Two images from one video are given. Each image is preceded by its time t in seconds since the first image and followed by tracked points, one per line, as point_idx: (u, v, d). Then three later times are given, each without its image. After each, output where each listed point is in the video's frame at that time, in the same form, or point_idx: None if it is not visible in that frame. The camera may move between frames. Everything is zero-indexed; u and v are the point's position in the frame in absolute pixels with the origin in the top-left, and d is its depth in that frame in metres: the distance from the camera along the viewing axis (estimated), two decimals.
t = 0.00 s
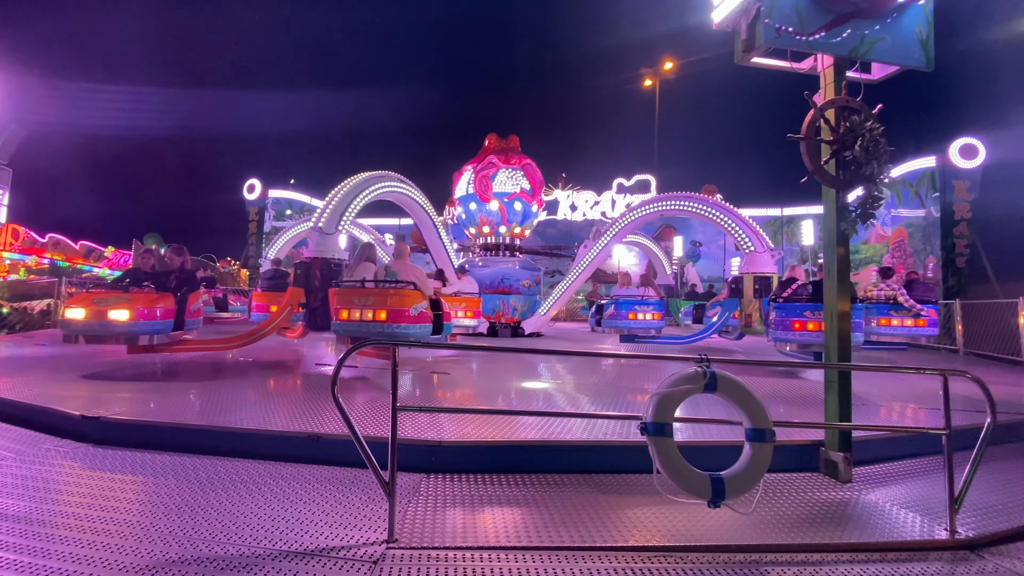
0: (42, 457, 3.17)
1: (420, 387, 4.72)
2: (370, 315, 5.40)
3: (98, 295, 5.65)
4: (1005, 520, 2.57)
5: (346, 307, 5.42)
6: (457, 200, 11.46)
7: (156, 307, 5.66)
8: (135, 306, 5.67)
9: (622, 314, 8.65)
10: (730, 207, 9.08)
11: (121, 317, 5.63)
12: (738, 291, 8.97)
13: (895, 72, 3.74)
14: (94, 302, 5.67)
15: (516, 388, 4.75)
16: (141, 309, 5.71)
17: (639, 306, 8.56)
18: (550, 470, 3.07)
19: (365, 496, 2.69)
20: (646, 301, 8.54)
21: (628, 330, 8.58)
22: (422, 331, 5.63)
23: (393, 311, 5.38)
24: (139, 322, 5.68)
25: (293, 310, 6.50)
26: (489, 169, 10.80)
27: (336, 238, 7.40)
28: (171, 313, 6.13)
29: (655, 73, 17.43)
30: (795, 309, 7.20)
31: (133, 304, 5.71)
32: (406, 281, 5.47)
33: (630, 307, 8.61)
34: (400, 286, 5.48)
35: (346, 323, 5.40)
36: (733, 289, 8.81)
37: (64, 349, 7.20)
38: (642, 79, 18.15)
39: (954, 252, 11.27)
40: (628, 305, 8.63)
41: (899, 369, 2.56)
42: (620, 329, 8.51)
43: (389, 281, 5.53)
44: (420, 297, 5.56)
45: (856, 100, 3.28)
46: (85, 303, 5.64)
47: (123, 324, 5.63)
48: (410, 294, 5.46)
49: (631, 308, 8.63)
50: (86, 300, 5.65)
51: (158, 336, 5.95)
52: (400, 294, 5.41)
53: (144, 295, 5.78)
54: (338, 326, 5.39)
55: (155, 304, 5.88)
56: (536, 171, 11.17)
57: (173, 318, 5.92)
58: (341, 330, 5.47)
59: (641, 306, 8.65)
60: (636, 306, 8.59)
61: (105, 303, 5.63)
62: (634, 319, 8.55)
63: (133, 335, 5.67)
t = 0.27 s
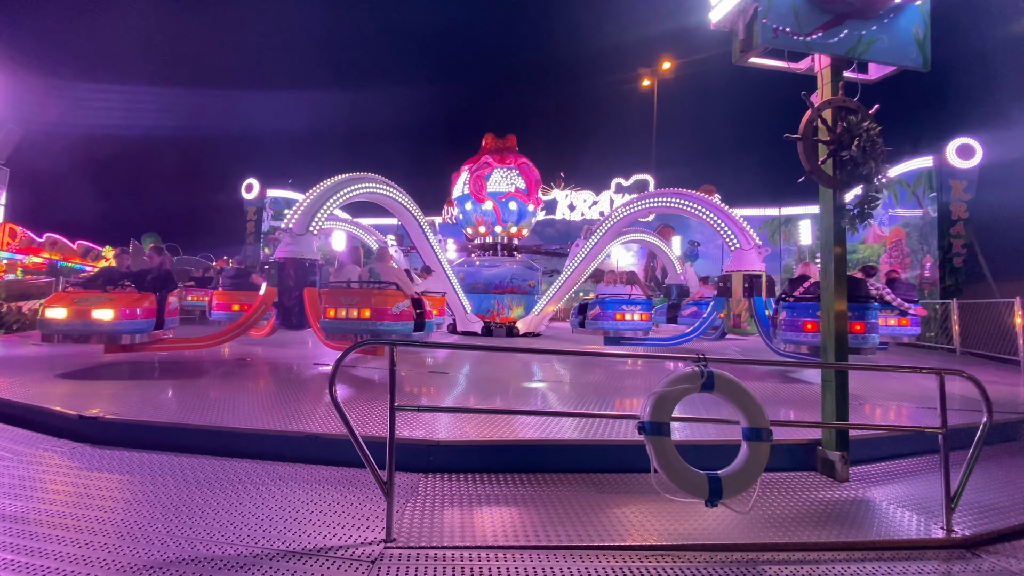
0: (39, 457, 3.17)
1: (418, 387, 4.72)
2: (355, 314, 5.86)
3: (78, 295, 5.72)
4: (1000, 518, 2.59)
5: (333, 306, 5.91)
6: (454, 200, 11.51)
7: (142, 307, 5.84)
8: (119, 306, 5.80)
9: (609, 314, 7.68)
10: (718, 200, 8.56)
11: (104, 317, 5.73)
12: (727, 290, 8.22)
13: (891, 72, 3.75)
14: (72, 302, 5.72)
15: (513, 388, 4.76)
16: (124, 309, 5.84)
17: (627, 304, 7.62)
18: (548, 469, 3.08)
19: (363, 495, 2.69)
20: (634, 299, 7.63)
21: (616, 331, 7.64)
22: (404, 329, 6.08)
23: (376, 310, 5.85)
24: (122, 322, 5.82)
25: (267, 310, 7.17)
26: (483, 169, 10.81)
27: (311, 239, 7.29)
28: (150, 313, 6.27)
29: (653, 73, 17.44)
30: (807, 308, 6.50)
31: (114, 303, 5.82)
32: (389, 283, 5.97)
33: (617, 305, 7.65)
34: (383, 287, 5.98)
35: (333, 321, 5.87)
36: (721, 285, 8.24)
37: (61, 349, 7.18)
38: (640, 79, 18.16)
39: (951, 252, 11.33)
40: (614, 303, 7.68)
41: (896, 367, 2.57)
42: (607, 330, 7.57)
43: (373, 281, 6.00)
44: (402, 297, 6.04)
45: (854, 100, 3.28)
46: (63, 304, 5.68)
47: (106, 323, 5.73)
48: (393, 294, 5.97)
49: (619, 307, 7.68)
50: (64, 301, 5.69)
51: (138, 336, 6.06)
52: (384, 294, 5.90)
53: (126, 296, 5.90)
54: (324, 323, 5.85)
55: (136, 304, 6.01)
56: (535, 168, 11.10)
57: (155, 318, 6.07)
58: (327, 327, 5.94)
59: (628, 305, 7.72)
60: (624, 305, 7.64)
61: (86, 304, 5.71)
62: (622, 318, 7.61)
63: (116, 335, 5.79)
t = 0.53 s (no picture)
0: (37, 456, 3.17)
1: (416, 387, 4.70)
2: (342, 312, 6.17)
3: (70, 295, 5.72)
4: (997, 517, 2.59)
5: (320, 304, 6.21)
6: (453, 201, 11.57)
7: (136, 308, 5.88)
8: (112, 306, 5.81)
9: (592, 315, 7.12)
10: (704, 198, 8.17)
11: (96, 317, 5.74)
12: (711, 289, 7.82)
13: (889, 73, 3.76)
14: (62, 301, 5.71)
15: (511, 387, 4.75)
16: (118, 309, 5.86)
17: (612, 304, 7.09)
18: (546, 468, 3.08)
19: (362, 495, 2.69)
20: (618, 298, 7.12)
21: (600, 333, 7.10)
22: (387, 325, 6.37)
23: (361, 308, 6.14)
24: (115, 321, 5.84)
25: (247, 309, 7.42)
26: (480, 169, 10.85)
27: (287, 240, 7.54)
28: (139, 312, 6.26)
29: (652, 73, 17.45)
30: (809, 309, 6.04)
31: (107, 303, 5.83)
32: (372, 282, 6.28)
33: (601, 305, 7.10)
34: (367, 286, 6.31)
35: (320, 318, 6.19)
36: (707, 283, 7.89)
37: (58, 349, 7.16)
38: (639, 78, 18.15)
39: (948, 251, 11.36)
40: (597, 303, 7.14)
41: (893, 367, 2.57)
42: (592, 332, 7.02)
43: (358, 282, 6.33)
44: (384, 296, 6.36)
45: (851, 100, 3.28)
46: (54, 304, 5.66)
47: (99, 323, 5.75)
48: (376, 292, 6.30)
49: (602, 307, 7.13)
50: (54, 300, 5.68)
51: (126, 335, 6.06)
52: (367, 293, 6.20)
53: (118, 295, 5.91)
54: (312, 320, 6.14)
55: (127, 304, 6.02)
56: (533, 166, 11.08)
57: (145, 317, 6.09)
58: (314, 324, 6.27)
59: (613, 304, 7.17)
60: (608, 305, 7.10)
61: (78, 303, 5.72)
62: (606, 319, 7.08)
63: (107, 335, 5.81)
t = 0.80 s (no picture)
0: (36, 456, 3.16)
1: (416, 387, 4.70)
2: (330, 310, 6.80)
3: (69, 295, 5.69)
4: (994, 516, 2.60)
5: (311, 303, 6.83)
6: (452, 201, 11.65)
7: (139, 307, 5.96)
8: (116, 305, 5.87)
9: (573, 315, 6.94)
10: (684, 196, 8.06)
11: (100, 315, 5.78)
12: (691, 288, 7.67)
13: (887, 72, 3.76)
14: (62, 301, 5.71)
15: (510, 386, 4.75)
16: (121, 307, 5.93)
17: (592, 303, 6.93)
18: (546, 468, 3.08)
19: (361, 494, 2.69)
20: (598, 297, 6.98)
21: (582, 333, 6.92)
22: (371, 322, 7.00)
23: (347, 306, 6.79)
24: (119, 320, 5.91)
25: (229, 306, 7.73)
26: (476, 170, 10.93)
27: (266, 240, 7.89)
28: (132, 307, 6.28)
29: (651, 72, 17.45)
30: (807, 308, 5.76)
31: (109, 301, 5.87)
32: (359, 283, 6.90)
33: (581, 304, 6.93)
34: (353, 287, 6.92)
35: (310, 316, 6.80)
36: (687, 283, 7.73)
37: (57, 349, 7.15)
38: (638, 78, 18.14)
39: (946, 251, 11.39)
40: (577, 302, 6.97)
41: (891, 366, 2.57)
42: (573, 333, 6.83)
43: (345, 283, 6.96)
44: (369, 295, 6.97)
45: (850, 99, 3.29)
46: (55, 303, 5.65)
47: (104, 322, 5.81)
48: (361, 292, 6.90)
49: (582, 306, 6.95)
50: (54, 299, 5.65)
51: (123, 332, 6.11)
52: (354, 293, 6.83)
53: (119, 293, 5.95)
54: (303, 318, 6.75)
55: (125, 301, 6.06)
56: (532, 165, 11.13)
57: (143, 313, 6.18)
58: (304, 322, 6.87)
59: (594, 304, 7.01)
60: (588, 304, 6.94)
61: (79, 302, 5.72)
62: (587, 319, 6.91)
63: (110, 333, 5.88)
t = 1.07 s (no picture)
0: (36, 455, 3.17)
1: (415, 386, 4.70)
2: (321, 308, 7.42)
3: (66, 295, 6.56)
4: (993, 515, 2.60)
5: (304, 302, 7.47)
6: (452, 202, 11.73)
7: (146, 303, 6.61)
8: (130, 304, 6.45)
9: (548, 315, 6.81)
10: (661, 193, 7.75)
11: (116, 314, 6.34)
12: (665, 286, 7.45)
13: (886, 71, 3.76)
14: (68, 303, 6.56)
15: (509, 386, 4.75)
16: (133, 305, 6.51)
17: (567, 302, 6.84)
18: (546, 467, 3.08)
19: (361, 494, 2.69)
20: (573, 297, 6.92)
21: (557, 334, 6.80)
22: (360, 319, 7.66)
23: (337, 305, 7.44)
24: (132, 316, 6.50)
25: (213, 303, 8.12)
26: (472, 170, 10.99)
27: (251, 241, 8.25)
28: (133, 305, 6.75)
29: (651, 71, 17.44)
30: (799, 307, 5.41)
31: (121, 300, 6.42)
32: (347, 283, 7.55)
33: (556, 304, 6.83)
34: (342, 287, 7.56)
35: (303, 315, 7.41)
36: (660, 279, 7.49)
37: (58, 348, 7.16)
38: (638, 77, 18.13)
39: (946, 250, 11.34)
40: (551, 302, 6.84)
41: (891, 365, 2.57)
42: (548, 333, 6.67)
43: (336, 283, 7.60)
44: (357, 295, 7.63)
45: (849, 98, 3.28)
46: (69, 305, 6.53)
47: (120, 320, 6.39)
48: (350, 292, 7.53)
49: (557, 306, 6.85)
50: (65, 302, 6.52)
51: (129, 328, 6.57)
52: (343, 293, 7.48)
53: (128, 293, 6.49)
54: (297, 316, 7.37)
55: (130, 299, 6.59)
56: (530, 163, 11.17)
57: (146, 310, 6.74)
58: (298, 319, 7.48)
59: (569, 303, 6.91)
60: (562, 303, 6.83)
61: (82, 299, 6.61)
62: (562, 319, 6.80)
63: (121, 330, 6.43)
